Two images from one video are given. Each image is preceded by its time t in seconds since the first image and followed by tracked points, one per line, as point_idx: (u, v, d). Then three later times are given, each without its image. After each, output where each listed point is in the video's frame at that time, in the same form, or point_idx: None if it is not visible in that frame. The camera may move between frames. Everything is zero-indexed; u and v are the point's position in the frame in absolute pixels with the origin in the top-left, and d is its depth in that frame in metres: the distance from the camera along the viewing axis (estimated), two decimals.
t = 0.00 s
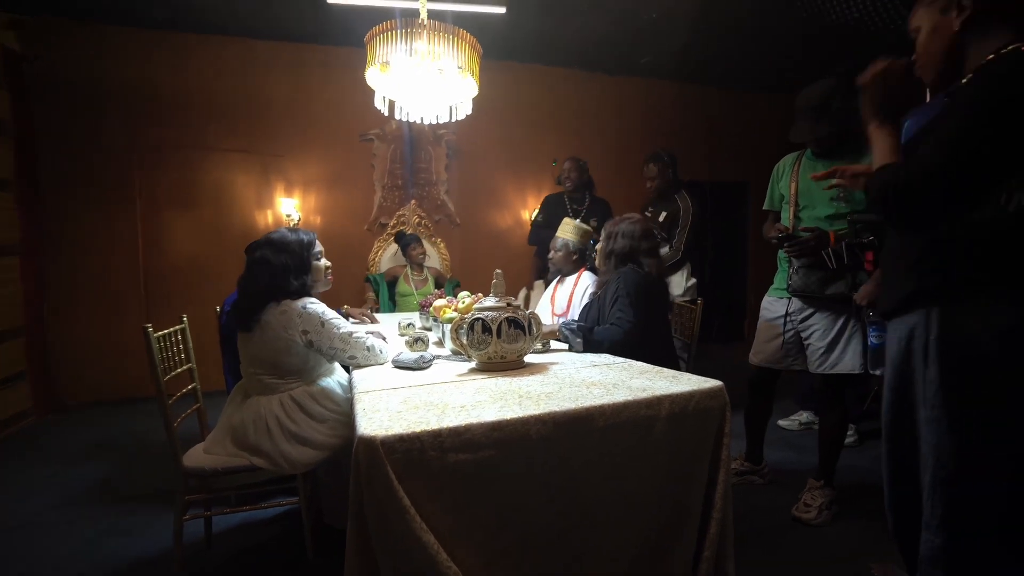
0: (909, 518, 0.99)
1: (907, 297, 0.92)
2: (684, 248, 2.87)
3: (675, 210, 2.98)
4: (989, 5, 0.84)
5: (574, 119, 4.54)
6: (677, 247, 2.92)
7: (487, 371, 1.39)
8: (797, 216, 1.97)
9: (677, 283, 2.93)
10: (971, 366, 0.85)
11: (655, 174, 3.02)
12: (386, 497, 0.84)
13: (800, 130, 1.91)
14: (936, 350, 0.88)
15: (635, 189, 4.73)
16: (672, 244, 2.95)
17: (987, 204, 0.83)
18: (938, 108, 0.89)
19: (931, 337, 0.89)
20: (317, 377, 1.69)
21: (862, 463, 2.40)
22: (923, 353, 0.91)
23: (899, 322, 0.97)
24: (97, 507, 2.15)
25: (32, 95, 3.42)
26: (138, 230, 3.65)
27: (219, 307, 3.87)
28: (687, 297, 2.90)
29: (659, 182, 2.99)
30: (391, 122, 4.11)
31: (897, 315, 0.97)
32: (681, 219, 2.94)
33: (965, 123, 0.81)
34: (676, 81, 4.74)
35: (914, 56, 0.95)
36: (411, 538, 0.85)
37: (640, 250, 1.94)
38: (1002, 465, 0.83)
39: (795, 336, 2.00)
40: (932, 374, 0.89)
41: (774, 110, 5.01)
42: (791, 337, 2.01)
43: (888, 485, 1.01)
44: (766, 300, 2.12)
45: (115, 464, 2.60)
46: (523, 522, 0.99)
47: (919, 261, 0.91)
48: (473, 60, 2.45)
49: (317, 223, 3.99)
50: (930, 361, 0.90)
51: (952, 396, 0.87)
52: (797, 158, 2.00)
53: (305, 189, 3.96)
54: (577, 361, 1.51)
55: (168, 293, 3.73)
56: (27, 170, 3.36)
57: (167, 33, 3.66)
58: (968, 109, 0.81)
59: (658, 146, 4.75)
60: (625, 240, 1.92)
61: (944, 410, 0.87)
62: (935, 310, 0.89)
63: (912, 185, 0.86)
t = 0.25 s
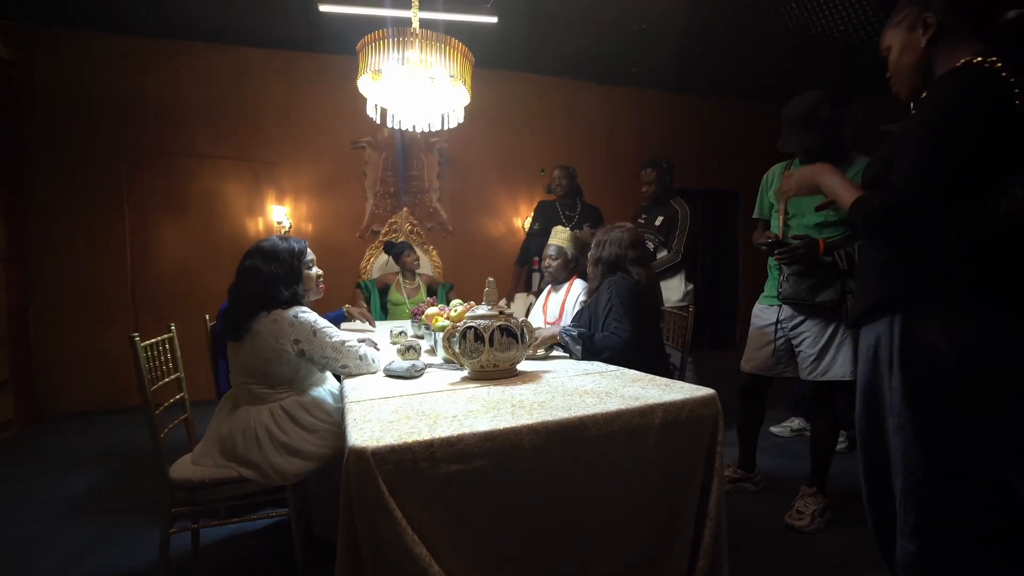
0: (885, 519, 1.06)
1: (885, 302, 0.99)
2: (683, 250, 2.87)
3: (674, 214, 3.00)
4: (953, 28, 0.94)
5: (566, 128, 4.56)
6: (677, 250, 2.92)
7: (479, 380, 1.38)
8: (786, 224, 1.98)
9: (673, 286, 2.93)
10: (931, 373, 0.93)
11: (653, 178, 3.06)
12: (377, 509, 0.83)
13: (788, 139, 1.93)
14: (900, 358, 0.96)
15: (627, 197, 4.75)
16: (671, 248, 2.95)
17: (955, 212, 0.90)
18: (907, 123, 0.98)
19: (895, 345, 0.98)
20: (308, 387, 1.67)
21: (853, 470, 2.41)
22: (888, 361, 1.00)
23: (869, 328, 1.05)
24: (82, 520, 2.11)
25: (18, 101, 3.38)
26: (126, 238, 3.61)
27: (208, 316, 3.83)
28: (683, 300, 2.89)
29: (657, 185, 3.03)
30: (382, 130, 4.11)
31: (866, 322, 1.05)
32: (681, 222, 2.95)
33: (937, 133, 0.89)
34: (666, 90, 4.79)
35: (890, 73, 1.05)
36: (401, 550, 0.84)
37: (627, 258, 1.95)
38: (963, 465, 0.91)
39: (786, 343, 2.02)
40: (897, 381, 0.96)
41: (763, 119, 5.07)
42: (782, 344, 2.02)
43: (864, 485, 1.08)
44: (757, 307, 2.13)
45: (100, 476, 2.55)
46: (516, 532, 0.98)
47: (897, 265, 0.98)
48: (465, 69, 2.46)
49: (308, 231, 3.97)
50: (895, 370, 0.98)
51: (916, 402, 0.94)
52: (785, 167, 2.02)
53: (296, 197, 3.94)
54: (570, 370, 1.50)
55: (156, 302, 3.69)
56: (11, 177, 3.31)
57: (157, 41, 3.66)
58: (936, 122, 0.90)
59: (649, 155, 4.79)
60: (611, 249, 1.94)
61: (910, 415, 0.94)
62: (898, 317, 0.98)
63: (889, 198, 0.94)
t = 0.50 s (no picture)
0: (879, 534, 1.05)
1: (873, 314, 0.98)
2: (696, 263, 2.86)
3: (681, 223, 2.94)
4: (936, 43, 0.95)
5: (564, 136, 4.58)
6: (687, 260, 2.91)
7: (478, 390, 1.37)
8: (785, 234, 1.98)
9: (683, 298, 2.94)
10: (919, 388, 0.92)
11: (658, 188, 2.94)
12: (374, 523, 0.82)
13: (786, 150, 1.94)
14: (888, 373, 0.95)
15: (625, 204, 4.76)
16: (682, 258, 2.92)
17: (942, 225, 0.89)
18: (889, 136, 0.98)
19: (883, 360, 0.97)
20: (306, 396, 1.66)
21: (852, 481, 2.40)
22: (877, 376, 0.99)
23: (858, 342, 1.04)
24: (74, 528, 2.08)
25: (17, 106, 3.38)
26: (123, 243, 3.60)
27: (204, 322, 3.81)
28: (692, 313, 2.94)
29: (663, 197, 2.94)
30: (382, 137, 4.12)
31: (856, 335, 1.04)
32: (690, 233, 2.91)
33: (915, 150, 0.89)
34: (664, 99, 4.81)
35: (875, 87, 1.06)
36: (397, 566, 0.82)
37: (625, 266, 1.94)
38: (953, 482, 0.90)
39: (785, 353, 2.01)
40: (886, 397, 0.96)
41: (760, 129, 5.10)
42: (781, 354, 2.02)
43: (856, 500, 1.07)
44: (756, 317, 2.14)
45: (93, 484, 2.52)
46: (514, 547, 0.96)
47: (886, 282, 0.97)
48: (465, 78, 2.47)
49: (306, 237, 3.96)
50: (884, 385, 0.96)
51: (905, 417, 0.93)
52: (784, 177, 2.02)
53: (295, 203, 3.94)
54: (569, 380, 1.49)
55: (152, 308, 3.67)
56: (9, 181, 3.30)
57: (158, 47, 3.67)
58: (912, 140, 0.90)
59: (647, 163, 4.81)
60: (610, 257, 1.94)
61: (898, 430, 0.94)
62: (884, 332, 0.97)
63: (874, 210, 0.94)
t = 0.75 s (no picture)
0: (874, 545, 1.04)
1: (861, 325, 0.99)
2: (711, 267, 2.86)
3: (692, 228, 2.95)
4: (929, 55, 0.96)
5: (559, 143, 4.60)
6: (703, 265, 2.91)
7: (473, 399, 1.36)
8: (779, 241, 1.99)
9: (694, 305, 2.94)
10: (909, 398, 0.92)
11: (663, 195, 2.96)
12: (370, 536, 0.81)
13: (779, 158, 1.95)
14: (878, 383, 0.96)
15: (619, 210, 4.77)
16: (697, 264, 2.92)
17: (924, 236, 0.89)
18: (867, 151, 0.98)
19: (872, 370, 0.98)
20: (301, 403, 1.64)
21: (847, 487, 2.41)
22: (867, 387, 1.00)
23: (849, 352, 1.05)
24: (61, 540, 2.05)
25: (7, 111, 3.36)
26: (114, 249, 3.56)
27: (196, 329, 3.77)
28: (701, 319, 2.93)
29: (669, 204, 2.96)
30: (376, 143, 4.11)
31: (846, 345, 1.05)
32: (702, 238, 2.92)
33: (892, 162, 0.90)
34: (658, 106, 4.84)
35: (856, 101, 1.06)
36: None
37: (625, 274, 1.95)
38: (947, 493, 0.89)
39: (781, 359, 2.02)
40: (876, 406, 0.97)
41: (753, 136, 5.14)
42: (776, 360, 2.03)
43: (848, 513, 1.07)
44: (751, 324, 2.14)
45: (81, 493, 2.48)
46: (510, 558, 0.95)
47: (874, 293, 0.97)
48: (461, 86, 2.47)
49: (300, 243, 3.95)
50: (874, 395, 0.98)
51: (894, 427, 0.93)
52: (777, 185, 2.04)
53: (288, 209, 3.92)
54: (565, 388, 1.49)
55: (143, 314, 3.64)
56: None
57: (151, 52, 3.65)
58: (889, 152, 0.90)
59: (641, 170, 4.83)
60: (610, 264, 1.94)
61: (888, 439, 0.94)
62: (872, 343, 0.99)
63: (859, 222, 0.93)
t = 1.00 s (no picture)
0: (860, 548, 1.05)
1: (840, 331, 0.99)
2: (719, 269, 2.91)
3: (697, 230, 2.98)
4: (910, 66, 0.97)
5: (547, 145, 4.60)
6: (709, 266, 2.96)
7: (463, 405, 1.35)
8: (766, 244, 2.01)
9: (700, 306, 3.02)
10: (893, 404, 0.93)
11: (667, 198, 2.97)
12: (359, 548, 0.80)
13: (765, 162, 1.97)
14: (857, 387, 0.96)
15: (607, 212, 4.79)
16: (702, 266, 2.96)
17: (898, 244, 0.91)
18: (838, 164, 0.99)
19: (852, 375, 0.98)
20: (291, 409, 1.62)
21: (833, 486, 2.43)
22: (848, 391, 0.99)
23: (825, 357, 1.04)
24: (39, 552, 1.99)
25: None
26: (95, 253, 3.50)
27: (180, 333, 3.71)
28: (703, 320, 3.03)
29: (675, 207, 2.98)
30: (363, 145, 4.09)
31: (824, 350, 1.04)
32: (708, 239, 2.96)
33: (866, 171, 0.91)
34: (645, 109, 4.87)
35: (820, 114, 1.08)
36: None
37: (624, 280, 1.94)
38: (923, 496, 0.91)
39: (768, 361, 2.04)
40: (857, 409, 0.96)
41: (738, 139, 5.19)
42: (764, 362, 2.05)
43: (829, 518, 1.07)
44: (739, 326, 2.16)
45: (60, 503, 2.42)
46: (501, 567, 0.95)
47: (851, 301, 0.98)
48: (450, 89, 2.46)
49: (287, 246, 3.91)
50: (854, 400, 0.97)
51: (879, 432, 0.94)
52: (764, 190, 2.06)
53: (274, 211, 3.88)
54: (555, 393, 1.48)
55: (125, 319, 3.57)
56: None
57: (133, 53, 3.59)
58: (860, 163, 0.91)
59: (629, 172, 4.85)
60: (608, 268, 1.93)
61: (870, 444, 0.94)
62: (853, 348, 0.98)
63: (836, 229, 0.94)
